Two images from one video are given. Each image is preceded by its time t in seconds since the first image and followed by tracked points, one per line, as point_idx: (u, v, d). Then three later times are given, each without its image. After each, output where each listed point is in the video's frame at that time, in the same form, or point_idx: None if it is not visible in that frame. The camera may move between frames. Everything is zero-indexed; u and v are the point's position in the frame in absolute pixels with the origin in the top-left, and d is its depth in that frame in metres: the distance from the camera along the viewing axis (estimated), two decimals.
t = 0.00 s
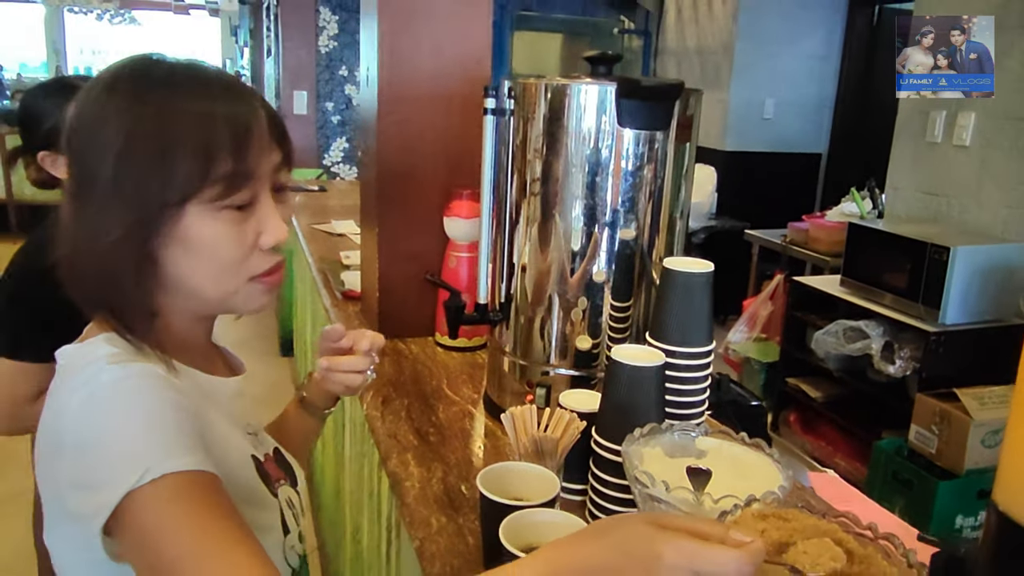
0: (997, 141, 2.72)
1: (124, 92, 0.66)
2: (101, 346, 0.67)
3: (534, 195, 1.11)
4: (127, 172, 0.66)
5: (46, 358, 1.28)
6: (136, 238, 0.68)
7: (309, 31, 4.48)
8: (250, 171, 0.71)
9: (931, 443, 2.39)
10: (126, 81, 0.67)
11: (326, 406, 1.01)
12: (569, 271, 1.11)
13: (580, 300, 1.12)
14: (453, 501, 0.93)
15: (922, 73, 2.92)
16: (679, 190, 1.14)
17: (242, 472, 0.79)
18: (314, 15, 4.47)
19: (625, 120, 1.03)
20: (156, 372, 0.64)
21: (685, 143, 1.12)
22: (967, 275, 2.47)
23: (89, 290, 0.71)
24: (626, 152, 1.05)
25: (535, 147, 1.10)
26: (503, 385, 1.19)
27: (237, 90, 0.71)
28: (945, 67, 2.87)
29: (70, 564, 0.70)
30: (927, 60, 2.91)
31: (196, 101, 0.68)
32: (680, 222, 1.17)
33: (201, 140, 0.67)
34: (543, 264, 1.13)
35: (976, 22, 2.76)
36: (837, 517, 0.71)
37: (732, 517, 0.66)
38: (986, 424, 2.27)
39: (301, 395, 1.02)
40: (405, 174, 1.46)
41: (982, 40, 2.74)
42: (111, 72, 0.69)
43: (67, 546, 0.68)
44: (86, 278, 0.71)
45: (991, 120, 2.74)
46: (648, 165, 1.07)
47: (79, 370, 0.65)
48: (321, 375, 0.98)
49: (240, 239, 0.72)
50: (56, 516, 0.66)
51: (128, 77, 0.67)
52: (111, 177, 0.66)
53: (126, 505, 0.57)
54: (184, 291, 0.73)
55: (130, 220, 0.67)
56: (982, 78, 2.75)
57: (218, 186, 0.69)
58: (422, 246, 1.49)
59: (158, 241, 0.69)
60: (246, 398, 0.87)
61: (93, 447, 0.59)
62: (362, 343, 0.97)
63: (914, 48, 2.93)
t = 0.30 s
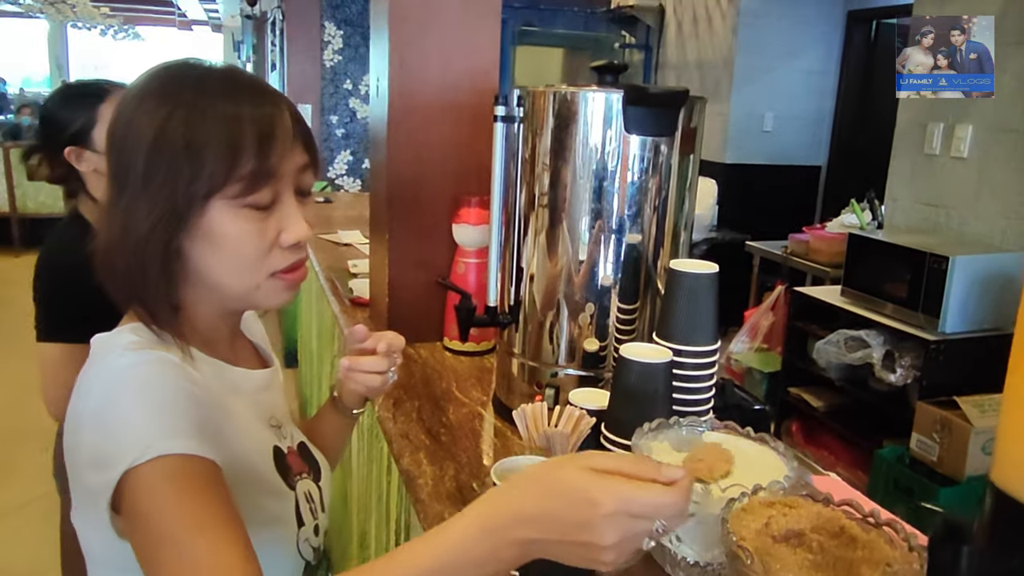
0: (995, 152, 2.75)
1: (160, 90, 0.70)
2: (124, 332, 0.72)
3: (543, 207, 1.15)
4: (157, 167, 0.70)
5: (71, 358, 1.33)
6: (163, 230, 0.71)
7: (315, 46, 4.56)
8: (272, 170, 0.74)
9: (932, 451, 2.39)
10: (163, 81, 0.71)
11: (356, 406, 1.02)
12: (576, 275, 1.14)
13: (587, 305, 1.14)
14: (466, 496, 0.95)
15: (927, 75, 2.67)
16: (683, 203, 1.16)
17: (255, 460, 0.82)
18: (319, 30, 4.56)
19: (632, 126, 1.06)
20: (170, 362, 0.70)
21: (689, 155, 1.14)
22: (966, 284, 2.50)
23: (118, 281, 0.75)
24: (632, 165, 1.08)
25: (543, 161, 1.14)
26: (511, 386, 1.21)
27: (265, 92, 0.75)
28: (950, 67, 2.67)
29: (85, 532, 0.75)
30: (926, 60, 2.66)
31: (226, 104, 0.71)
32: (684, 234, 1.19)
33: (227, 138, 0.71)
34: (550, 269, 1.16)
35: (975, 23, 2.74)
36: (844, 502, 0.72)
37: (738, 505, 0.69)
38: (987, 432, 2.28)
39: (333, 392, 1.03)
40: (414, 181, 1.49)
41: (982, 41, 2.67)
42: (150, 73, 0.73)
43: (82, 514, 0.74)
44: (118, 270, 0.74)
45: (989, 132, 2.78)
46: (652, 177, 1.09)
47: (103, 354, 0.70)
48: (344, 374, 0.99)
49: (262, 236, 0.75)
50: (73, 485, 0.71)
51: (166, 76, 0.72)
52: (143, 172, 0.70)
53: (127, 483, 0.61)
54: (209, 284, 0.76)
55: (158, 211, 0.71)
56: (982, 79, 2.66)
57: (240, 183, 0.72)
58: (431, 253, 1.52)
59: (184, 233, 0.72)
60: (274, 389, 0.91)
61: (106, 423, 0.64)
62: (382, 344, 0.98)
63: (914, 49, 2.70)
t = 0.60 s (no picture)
0: (990, 157, 2.78)
1: (177, 85, 0.71)
2: (130, 329, 0.74)
3: (550, 218, 1.16)
4: (172, 161, 0.69)
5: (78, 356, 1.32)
6: (177, 225, 0.70)
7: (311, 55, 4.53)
8: (285, 167, 0.74)
9: (932, 456, 2.38)
10: (181, 77, 0.72)
11: (373, 409, 1.01)
12: (585, 277, 1.14)
13: (596, 307, 1.15)
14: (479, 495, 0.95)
15: (926, 70, 2.59)
16: (689, 211, 1.16)
17: (259, 460, 0.81)
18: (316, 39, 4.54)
19: (641, 126, 1.07)
20: (169, 359, 0.72)
21: (696, 162, 1.14)
22: (962, 289, 2.52)
23: (134, 273, 0.74)
24: (640, 176, 1.09)
25: (550, 172, 1.15)
26: (518, 384, 1.22)
27: (282, 92, 0.76)
28: (942, 60, 2.56)
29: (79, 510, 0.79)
30: (927, 60, 2.57)
31: (244, 101, 0.72)
32: (690, 242, 1.18)
33: (242, 134, 0.71)
34: (558, 271, 1.16)
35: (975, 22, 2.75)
36: (861, 496, 0.73)
37: (756, 499, 0.69)
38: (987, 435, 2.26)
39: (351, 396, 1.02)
40: (419, 184, 1.50)
41: (981, 40, 2.67)
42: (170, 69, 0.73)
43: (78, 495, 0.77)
44: (132, 266, 0.73)
45: (983, 139, 2.80)
46: (659, 187, 1.11)
47: (107, 350, 0.72)
48: (354, 377, 0.99)
49: (273, 235, 0.74)
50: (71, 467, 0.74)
51: (185, 72, 0.72)
52: (158, 166, 0.69)
53: (104, 480, 0.63)
54: (220, 279, 0.75)
55: (176, 204, 0.70)
56: (982, 78, 2.63)
57: (254, 179, 0.72)
58: (437, 256, 1.53)
59: (198, 226, 0.71)
60: (287, 386, 0.91)
61: (96, 415, 0.66)
62: (391, 348, 0.98)
63: (917, 46, 2.63)
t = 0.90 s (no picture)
0: (979, 160, 2.81)
1: (188, 82, 0.70)
2: (140, 327, 0.72)
3: (556, 217, 1.16)
4: (185, 157, 0.68)
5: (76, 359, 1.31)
6: (190, 219, 0.69)
7: (301, 58, 4.44)
8: (300, 163, 0.73)
9: (924, 456, 2.36)
10: (193, 73, 0.70)
11: (383, 410, 1.01)
12: (592, 277, 1.14)
13: (603, 307, 1.14)
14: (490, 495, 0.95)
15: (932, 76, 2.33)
16: (695, 213, 1.15)
17: (271, 463, 0.79)
18: (306, 42, 4.40)
19: (648, 125, 1.07)
20: (182, 359, 0.70)
21: (701, 166, 1.14)
22: (953, 290, 2.54)
23: (142, 269, 0.72)
24: (645, 179, 1.09)
25: (557, 173, 1.15)
26: (524, 385, 1.22)
27: (295, 89, 0.75)
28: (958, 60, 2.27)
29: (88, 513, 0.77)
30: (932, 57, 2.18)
31: (257, 96, 0.71)
32: (696, 243, 1.17)
33: (255, 130, 0.70)
34: (565, 271, 1.16)
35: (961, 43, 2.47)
36: (879, 491, 0.73)
37: (775, 494, 0.70)
38: (979, 434, 2.28)
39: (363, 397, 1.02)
40: (420, 185, 1.49)
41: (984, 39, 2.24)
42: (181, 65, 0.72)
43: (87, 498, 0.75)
44: (140, 263, 0.72)
45: (971, 141, 2.84)
46: (665, 189, 1.10)
47: (116, 346, 0.70)
48: (365, 379, 0.99)
49: (287, 230, 0.72)
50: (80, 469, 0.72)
51: (197, 68, 0.71)
52: (171, 161, 0.68)
53: (115, 483, 0.61)
54: (230, 277, 0.73)
55: (185, 199, 0.68)
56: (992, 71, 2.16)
57: (267, 174, 0.70)
58: (438, 257, 1.52)
59: (211, 222, 0.70)
60: (297, 386, 0.89)
61: (108, 417, 0.64)
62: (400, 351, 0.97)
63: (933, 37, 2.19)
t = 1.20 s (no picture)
0: (958, 160, 2.87)
1: (208, 87, 0.72)
2: (158, 332, 0.73)
3: (554, 219, 1.18)
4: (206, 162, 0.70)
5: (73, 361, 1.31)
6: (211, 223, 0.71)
7: (286, 58, 4.40)
8: (317, 169, 0.75)
9: (905, 450, 2.44)
10: (212, 80, 0.72)
11: (388, 410, 1.02)
12: (589, 277, 1.17)
13: (601, 307, 1.17)
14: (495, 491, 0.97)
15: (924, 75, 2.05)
16: (689, 213, 1.18)
17: (287, 466, 0.81)
18: (291, 42, 4.35)
19: (644, 128, 1.09)
20: (202, 365, 0.71)
21: (696, 167, 1.17)
22: (933, 288, 2.58)
23: (165, 271, 0.75)
24: (641, 180, 1.12)
25: (554, 175, 1.17)
26: (523, 384, 1.24)
27: (311, 95, 0.77)
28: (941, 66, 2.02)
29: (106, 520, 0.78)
30: (926, 61, 2.05)
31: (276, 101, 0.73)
32: (690, 244, 1.21)
33: (276, 134, 0.72)
34: (562, 272, 1.19)
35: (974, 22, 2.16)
36: (875, 483, 0.75)
37: (776, 486, 0.72)
38: (957, 429, 2.36)
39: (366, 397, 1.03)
40: (416, 187, 1.51)
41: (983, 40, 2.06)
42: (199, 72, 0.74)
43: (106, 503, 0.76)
44: (163, 264, 0.75)
45: (950, 141, 2.90)
46: (661, 191, 1.13)
47: (136, 354, 0.71)
48: (372, 380, 1.01)
49: (305, 232, 0.75)
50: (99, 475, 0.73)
51: (218, 75, 0.73)
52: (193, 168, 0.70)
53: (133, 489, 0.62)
54: (248, 279, 0.76)
55: (206, 203, 0.71)
56: (983, 80, 2.00)
57: (288, 178, 0.73)
58: (434, 258, 1.54)
59: (231, 225, 0.72)
60: (306, 387, 0.91)
61: (131, 421, 0.65)
62: (412, 353, 0.99)
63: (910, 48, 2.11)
